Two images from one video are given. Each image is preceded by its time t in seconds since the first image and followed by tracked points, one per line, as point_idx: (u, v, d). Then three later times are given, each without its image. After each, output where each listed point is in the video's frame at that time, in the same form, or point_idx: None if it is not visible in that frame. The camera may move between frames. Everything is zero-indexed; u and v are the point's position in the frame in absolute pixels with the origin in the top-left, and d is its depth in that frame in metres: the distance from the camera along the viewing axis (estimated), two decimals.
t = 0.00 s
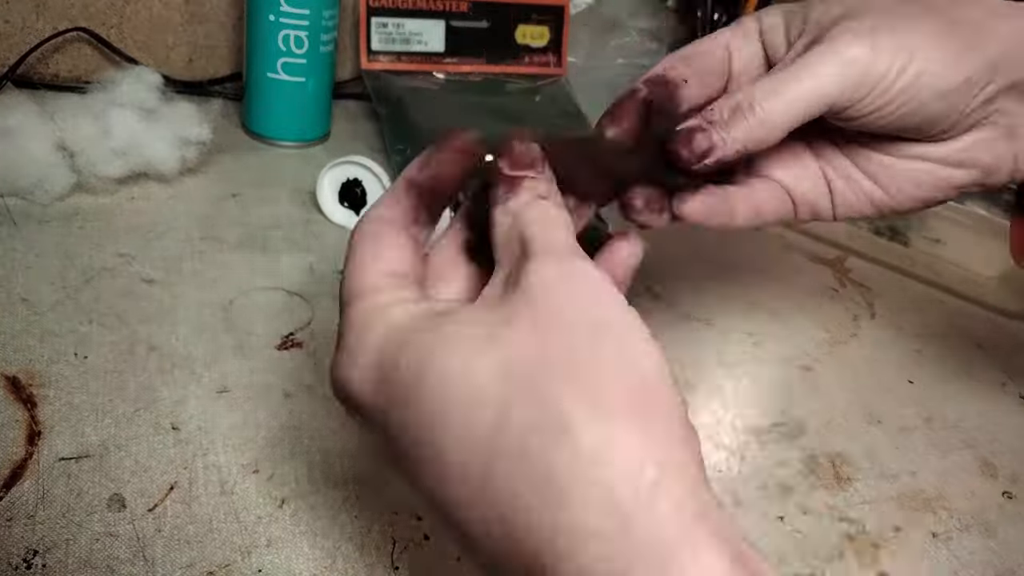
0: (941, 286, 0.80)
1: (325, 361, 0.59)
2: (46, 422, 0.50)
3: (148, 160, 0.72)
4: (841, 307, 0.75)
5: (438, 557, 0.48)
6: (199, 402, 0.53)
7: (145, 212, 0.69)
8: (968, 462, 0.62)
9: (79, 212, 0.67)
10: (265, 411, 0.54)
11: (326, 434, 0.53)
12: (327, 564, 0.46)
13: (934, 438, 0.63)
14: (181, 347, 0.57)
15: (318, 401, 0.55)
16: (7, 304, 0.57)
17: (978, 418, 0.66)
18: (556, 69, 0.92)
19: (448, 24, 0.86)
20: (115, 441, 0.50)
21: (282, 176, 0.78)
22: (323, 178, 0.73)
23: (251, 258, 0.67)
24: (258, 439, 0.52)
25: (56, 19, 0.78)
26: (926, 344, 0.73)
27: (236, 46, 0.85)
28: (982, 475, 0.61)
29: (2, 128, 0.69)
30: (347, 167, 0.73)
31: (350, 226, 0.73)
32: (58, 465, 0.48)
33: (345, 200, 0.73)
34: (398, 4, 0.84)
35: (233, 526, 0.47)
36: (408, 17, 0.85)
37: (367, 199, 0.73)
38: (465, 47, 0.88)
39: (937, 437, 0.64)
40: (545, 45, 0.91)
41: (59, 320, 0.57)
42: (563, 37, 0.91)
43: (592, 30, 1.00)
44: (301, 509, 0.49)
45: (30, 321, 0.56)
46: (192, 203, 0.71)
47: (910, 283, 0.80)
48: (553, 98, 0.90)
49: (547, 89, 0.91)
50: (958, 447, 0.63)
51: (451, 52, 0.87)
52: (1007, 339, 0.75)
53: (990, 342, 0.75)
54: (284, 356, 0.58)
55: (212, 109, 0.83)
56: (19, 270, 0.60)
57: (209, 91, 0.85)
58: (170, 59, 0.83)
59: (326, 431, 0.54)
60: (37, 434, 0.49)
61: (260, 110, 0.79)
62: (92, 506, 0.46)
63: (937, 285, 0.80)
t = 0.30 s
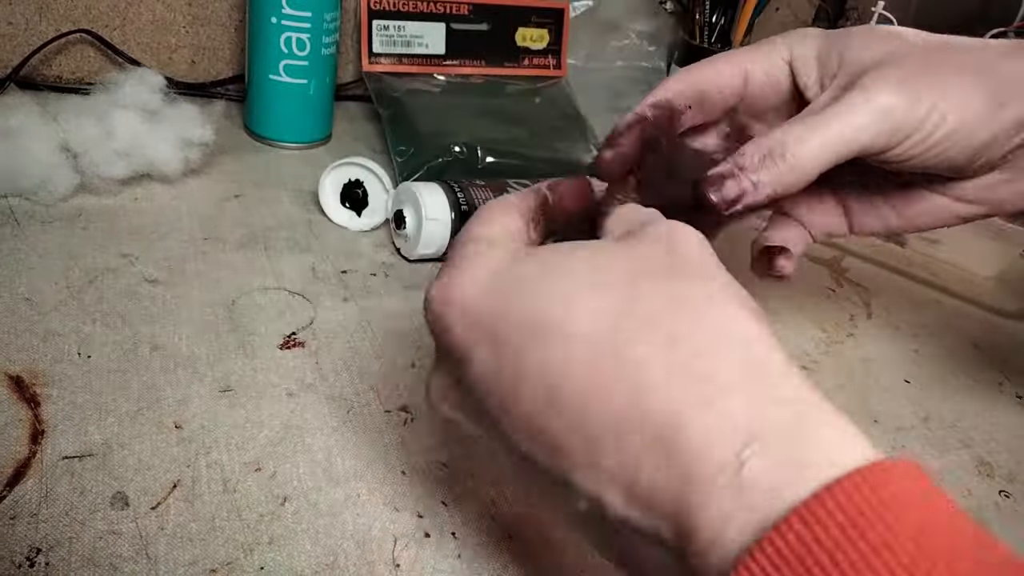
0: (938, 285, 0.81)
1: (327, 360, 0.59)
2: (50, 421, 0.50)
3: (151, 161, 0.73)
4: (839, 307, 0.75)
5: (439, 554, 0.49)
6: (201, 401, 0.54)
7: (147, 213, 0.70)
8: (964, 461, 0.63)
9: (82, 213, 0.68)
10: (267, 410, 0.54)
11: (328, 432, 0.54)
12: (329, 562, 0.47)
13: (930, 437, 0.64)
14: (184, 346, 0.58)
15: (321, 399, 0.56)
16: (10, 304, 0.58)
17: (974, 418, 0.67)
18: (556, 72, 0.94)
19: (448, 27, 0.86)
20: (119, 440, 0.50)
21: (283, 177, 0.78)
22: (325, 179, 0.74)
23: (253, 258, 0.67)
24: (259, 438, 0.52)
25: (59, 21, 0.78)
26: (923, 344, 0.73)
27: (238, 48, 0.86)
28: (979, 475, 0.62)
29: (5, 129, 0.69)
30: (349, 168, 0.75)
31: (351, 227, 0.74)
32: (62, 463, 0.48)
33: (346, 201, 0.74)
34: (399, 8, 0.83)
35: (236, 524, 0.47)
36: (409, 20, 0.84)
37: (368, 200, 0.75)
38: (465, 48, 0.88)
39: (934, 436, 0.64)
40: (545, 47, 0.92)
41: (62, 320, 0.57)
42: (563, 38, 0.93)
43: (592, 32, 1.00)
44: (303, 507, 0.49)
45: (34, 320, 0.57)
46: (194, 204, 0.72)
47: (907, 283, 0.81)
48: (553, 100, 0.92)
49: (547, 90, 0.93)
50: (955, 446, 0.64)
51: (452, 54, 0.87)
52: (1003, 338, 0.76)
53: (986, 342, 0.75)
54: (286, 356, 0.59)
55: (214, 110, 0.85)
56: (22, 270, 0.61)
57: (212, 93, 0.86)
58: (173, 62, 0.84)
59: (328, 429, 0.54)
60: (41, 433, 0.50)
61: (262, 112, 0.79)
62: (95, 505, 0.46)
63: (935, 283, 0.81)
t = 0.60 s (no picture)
0: (934, 285, 0.81)
1: (327, 360, 0.59)
2: (49, 421, 0.50)
3: (150, 161, 0.73)
4: (838, 307, 0.75)
5: (439, 555, 0.49)
6: (201, 402, 0.54)
7: (148, 213, 0.70)
8: (964, 460, 0.63)
9: (83, 213, 0.68)
10: (267, 410, 0.54)
11: (328, 432, 0.54)
12: (329, 562, 0.47)
13: (931, 437, 0.64)
14: (184, 346, 0.58)
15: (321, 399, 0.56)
16: (10, 304, 0.58)
17: (973, 417, 0.67)
18: (556, 72, 0.93)
19: (448, 27, 0.86)
20: (119, 440, 0.50)
21: (283, 177, 0.78)
22: (324, 179, 0.74)
23: (253, 258, 0.67)
24: (259, 438, 0.52)
25: (59, 21, 0.78)
26: (923, 344, 0.73)
27: (238, 48, 0.86)
28: (979, 475, 0.62)
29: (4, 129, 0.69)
30: (347, 169, 0.74)
31: (350, 227, 0.74)
32: (62, 463, 0.48)
33: (346, 201, 0.74)
34: (399, 8, 0.83)
35: (235, 525, 0.47)
36: (408, 20, 0.84)
37: (368, 200, 0.74)
38: (464, 49, 0.88)
39: (934, 436, 0.64)
40: (545, 47, 0.92)
41: (62, 320, 0.57)
42: (563, 39, 0.92)
43: (593, 32, 1.00)
44: (303, 507, 0.49)
45: (34, 321, 0.57)
46: (194, 203, 0.72)
47: (907, 283, 0.81)
48: (553, 100, 0.92)
49: (546, 91, 0.93)
50: (955, 446, 0.64)
51: (452, 54, 0.88)
52: (1003, 338, 0.76)
53: (987, 343, 0.75)
54: (286, 356, 0.59)
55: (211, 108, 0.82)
56: (22, 270, 0.61)
57: (212, 92, 0.86)
58: (172, 62, 0.84)
59: (328, 429, 0.54)
60: (42, 433, 0.50)
61: (262, 112, 0.79)
62: (95, 505, 0.46)
63: (932, 283, 0.81)
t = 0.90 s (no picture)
0: (932, 283, 0.81)
1: (327, 360, 0.59)
2: (50, 421, 0.50)
3: (150, 161, 0.73)
4: (839, 307, 0.75)
5: (439, 554, 0.49)
6: (201, 402, 0.54)
7: (148, 212, 0.70)
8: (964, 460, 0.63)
9: (83, 213, 0.68)
10: (268, 410, 0.54)
11: (328, 432, 0.54)
12: (329, 562, 0.47)
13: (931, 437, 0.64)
14: (184, 346, 0.58)
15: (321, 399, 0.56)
16: (11, 304, 0.58)
17: (973, 417, 0.67)
18: (555, 72, 0.94)
19: (448, 27, 0.86)
20: (119, 440, 0.50)
21: (284, 177, 0.78)
22: (324, 179, 0.74)
23: (253, 258, 0.67)
24: (259, 438, 0.52)
25: (59, 21, 0.78)
26: (924, 344, 0.73)
27: (238, 48, 0.86)
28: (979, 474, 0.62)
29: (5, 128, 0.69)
30: (348, 168, 0.74)
31: (351, 227, 0.74)
32: (62, 463, 0.48)
33: (346, 201, 0.74)
34: (399, 8, 0.83)
35: (235, 525, 0.47)
36: (408, 20, 0.84)
37: (368, 200, 0.74)
38: (464, 49, 0.88)
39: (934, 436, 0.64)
40: (545, 47, 0.92)
41: (62, 320, 0.57)
42: (563, 39, 0.93)
43: (593, 32, 1.01)
44: (303, 507, 0.49)
45: (34, 321, 0.57)
46: (194, 204, 0.72)
47: (907, 283, 0.81)
48: (553, 100, 0.92)
49: (546, 91, 0.93)
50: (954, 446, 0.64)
51: (452, 54, 0.88)
52: (1003, 338, 0.76)
53: (987, 343, 0.75)
54: (286, 356, 0.59)
55: (213, 109, 0.82)
56: (22, 270, 0.61)
57: (212, 92, 0.86)
58: (172, 62, 0.84)
59: (328, 429, 0.54)
60: (42, 432, 0.50)
61: (262, 112, 0.80)
62: (95, 505, 0.46)
63: (929, 282, 0.81)
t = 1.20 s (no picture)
0: (931, 283, 0.81)
1: (327, 360, 0.59)
2: (50, 421, 0.50)
3: (151, 161, 0.73)
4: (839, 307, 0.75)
5: (440, 554, 0.49)
6: (201, 402, 0.54)
7: (148, 212, 0.70)
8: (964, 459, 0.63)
9: (83, 213, 0.68)
10: (267, 410, 0.54)
11: (327, 432, 0.54)
12: (329, 562, 0.47)
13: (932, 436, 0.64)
14: (184, 345, 0.58)
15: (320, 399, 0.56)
16: (11, 304, 0.58)
17: (973, 416, 0.67)
18: (555, 72, 0.93)
19: (448, 27, 0.86)
20: (119, 440, 0.50)
21: (284, 177, 0.78)
22: (324, 179, 0.74)
23: (253, 258, 0.67)
24: (259, 438, 0.52)
25: (59, 21, 0.78)
26: (924, 344, 0.73)
27: (237, 48, 0.86)
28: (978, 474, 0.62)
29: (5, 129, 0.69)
30: (348, 168, 0.74)
31: (351, 227, 0.74)
32: (62, 463, 0.48)
33: (346, 201, 0.74)
34: (399, 8, 0.83)
35: (235, 525, 0.47)
36: (408, 20, 0.84)
37: (368, 200, 0.74)
38: (464, 49, 0.88)
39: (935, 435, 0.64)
40: (545, 47, 0.92)
41: (62, 320, 0.57)
42: (563, 39, 0.92)
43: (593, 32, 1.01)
44: (303, 507, 0.49)
45: (34, 320, 0.57)
46: (194, 203, 0.72)
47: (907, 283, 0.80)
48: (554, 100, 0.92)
49: (547, 91, 0.93)
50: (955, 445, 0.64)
51: (452, 54, 0.88)
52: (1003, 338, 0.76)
53: (987, 343, 0.75)
54: (286, 356, 0.59)
55: (214, 109, 0.83)
56: (22, 270, 0.61)
57: (211, 92, 0.86)
58: (172, 62, 0.84)
59: (328, 429, 0.54)
60: (42, 433, 0.50)
61: (262, 112, 0.80)
62: (95, 505, 0.46)
63: (928, 281, 0.81)
